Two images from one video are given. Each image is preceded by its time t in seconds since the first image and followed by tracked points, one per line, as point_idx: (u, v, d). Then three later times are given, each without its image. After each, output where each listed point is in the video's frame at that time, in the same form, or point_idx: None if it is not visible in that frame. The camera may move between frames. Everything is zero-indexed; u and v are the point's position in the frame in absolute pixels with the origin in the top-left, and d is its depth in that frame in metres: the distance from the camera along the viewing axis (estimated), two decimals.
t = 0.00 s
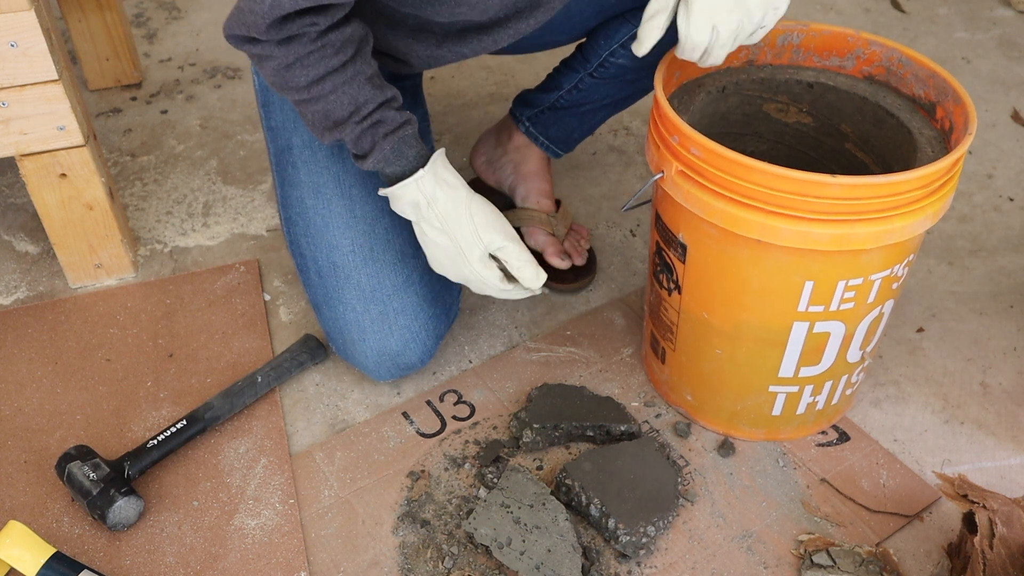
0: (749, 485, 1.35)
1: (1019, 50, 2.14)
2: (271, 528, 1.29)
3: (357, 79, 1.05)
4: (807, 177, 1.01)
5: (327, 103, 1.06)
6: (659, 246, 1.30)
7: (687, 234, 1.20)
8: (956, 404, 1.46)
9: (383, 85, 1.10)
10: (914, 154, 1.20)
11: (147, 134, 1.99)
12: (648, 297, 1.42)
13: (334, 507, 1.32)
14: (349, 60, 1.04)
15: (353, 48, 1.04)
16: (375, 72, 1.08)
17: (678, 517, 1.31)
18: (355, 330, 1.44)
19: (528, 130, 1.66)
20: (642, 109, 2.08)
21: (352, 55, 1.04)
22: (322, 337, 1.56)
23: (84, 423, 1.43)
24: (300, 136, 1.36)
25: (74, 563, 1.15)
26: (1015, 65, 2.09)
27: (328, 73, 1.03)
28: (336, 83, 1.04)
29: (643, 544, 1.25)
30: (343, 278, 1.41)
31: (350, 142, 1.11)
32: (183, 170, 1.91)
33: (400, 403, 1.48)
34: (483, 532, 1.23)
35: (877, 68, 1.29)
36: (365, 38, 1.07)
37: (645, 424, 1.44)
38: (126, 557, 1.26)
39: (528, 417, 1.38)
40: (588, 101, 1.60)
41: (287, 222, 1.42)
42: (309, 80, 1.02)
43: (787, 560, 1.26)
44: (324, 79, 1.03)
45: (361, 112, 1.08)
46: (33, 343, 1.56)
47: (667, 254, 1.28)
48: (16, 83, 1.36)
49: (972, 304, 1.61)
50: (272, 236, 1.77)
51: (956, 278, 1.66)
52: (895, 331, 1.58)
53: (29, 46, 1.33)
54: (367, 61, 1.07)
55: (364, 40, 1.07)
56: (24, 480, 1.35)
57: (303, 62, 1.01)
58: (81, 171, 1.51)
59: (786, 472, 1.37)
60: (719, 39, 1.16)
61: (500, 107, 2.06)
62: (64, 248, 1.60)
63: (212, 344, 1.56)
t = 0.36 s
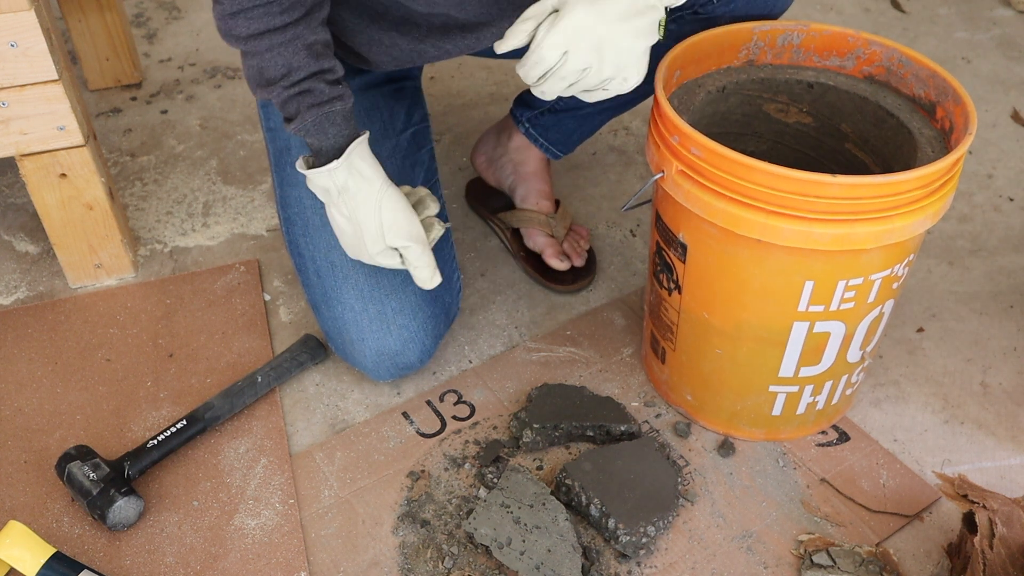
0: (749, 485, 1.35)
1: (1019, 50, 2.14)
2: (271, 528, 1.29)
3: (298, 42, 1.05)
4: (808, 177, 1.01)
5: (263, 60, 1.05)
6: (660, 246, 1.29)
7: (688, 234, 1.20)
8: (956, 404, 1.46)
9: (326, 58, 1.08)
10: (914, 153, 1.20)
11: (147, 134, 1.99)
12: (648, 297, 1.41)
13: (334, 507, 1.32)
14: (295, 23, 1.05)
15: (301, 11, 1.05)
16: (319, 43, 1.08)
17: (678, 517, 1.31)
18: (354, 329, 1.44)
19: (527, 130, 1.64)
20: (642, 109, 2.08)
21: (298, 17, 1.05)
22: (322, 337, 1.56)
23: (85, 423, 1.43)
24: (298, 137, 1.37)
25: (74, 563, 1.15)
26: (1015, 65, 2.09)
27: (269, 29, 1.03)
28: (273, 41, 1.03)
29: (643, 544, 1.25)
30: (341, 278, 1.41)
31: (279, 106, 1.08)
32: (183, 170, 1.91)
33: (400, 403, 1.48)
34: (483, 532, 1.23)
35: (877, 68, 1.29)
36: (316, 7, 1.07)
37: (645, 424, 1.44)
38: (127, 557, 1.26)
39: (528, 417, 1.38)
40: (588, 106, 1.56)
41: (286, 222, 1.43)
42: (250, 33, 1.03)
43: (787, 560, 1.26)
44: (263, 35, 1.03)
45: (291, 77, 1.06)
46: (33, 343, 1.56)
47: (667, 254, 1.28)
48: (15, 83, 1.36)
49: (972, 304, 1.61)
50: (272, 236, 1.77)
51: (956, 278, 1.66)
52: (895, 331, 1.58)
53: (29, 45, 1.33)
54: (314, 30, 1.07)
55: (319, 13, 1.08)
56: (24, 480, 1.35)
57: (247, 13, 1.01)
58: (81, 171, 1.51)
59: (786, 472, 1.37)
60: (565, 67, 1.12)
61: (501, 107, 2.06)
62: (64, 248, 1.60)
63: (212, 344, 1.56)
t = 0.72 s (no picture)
0: (749, 484, 1.35)
1: (1019, 50, 2.14)
2: (271, 528, 1.29)
3: (288, 65, 0.99)
4: (809, 178, 1.01)
5: (257, 89, 0.99)
6: (659, 245, 1.29)
7: (688, 233, 1.20)
8: (956, 404, 1.46)
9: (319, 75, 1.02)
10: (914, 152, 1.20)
11: (147, 134, 1.99)
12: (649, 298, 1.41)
13: (334, 508, 1.32)
14: (280, 46, 0.98)
15: (284, 33, 0.98)
16: (308, 60, 1.01)
17: (678, 517, 1.31)
18: (352, 333, 1.44)
19: (529, 129, 1.66)
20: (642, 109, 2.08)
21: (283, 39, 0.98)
22: (322, 337, 1.56)
23: (84, 423, 1.43)
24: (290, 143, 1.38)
25: (74, 563, 1.14)
26: (1015, 65, 2.08)
27: (257, 57, 0.97)
28: (263, 68, 0.97)
29: (643, 544, 1.25)
30: (337, 282, 1.41)
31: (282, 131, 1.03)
32: (183, 170, 1.91)
33: (400, 403, 1.48)
34: (483, 532, 1.23)
35: (877, 68, 1.29)
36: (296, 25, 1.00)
37: (645, 424, 1.44)
38: (126, 557, 1.26)
39: (528, 417, 1.38)
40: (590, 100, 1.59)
41: (281, 228, 1.43)
42: (238, 64, 0.97)
43: (787, 560, 1.26)
44: (253, 64, 0.97)
45: (290, 101, 1.00)
46: (33, 343, 1.56)
47: (667, 254, 1.28)
48: (16, 83, 1.36)
49: (972, 304, 1.61)
50: (273, 236, 1.77)
51: (956, 277, 1.66)
52: (894, 331, 1.58)
53: (29, 45, 1.33)
54: (299, 48, 1.00)
55: (300, 28, 1.01)
56: (23, 480, 1.35)
57: (231, 45, 0.95)
58: (81, 171, 1.51)
59: (786, 472, 1.37)
60: None
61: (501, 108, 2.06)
62: (64, 248, 1.60)
63: (212, 344, 1.56)
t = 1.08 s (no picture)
0: (749, 484, 1.35)
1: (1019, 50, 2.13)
2: (271, 528, 1.29)
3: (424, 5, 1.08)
4: (802, 182, 1.01)
5: (421, 48, 1.08)
6: (655, 248, 1.29)
7: (683, 236, 1.20)
8: (956, 404, 1.46)
9: None
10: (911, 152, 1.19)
11: (147, 134, 1.99)
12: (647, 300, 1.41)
13: (334, 508, 1.32)
14: None
15: None
16: None
17: (678, 517, 1.31)
18: (352, 334, 1.44)
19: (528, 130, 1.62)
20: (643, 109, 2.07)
21: None
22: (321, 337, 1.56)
23: (84, 423, 1.43)
24: (286, 145, 1.37)
25: (74, 563, 1.14)
26: (1015, 65, 2.08)
27: (405, 20, 1.07)
28: (414, 24, 1.07)
29: (643, 544, 1.25)
30: (336, 283, 1.41)
31: (470, 68, 1.10)
32: (182, 170, 1.91)
33: (400, 403, 1.48)
34: (483, 532, 1.23)
35: (873, 67, 1.29)
36: None
37: (645, 424, 1.44)
38: (126, 557, 1.26)
39: (528, 417, 1.38)
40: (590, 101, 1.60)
41: (279, 229, 1.43)
42: (398, 40, 1.08)
43: (787, 560, 1.26)
44: (407, 30, 1.07)
45: (460, 25, 1.07)
46: (33, 343, 1.56)
47: (663, 257, 1.28)
48: (16, 83, 1.37)
49: (972, 305, 1.61)
50: (272, 236, 1.77)
51: (956, 277, 1.66)
52: (894, 331, 1.58)
53: (29, 45, 1.33)
54: None
55: None
56: (23, 480, 1.36)
57: (381, 25, 1.07)
58: (81, 171, 1.51)
59: (786, 472, 1.37)
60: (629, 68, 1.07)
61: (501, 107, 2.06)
62: (64, 248, 1.60)
63: (212, 344, 1.57)
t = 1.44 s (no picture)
0: (749, 484, 1.35)
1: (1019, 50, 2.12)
2: (271, 528, 1.30)
3: (388, 51, 1.13)
4: (747, 232, 1.01)
5: (372, 88, 1.13)
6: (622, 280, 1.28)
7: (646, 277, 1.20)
8: (956, 404, 1.46)
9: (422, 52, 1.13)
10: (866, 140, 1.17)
11: (147, 134, 1.99)
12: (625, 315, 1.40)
13: (334, 507, 1.32)
14: (377, 41, 1.14)
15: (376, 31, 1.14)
16: (405, 44, 1.14)
17: (678, 517, 1.32)
18: (355, 334, 1.44)
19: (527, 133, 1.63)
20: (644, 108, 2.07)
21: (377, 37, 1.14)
22: (322, 338, 1.56)
23: (85, 423, 1.44)
24: (288, 145, 1.37)
25: (74, 563, 1.15)
26: (1015, 65, 2.07)
27: (363, 60, 1.13)
28: (370, 67, 1.13)
29: (643, 544, 1.26)
30: (339, 284, 1.42)
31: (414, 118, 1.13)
32: (182, 170, 1.91)
33: (400, 403, 1.47)
34: (484, 532, 1.24)
35: (816, 41, 1.27)
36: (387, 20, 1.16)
37: (645, 424, 1.44)
38: (127, 557, 1.27)
39: (528, 417, 1.38)
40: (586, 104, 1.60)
41: (281, 229, 1.43)
42: (350, 75, 1.13)
43: (787, 560, 1.26)
44: (361, 69, 1.13)
45: (408, 79, 1.11)
46: (33, 343, 1.56)
47: (631, 289, 1.27)
48: (16, 83, 1.37)
49: (972, 305, 1.60)
50: (272, 236, 1.76)
51: (956, 277, 1.65)
52: (894, 331, 1.57)
53: (28, 45, 1.33)
54: (395, 34, 1.14)
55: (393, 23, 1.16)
56: (24, 480, 1.36)
57: (339, 60, 1.13)
58: (81, 171, 1.51)
59: (786, 472, 1.37)
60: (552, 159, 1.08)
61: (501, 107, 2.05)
62: (65, 248, 1.60)
63: (212, 344, 1.57)
